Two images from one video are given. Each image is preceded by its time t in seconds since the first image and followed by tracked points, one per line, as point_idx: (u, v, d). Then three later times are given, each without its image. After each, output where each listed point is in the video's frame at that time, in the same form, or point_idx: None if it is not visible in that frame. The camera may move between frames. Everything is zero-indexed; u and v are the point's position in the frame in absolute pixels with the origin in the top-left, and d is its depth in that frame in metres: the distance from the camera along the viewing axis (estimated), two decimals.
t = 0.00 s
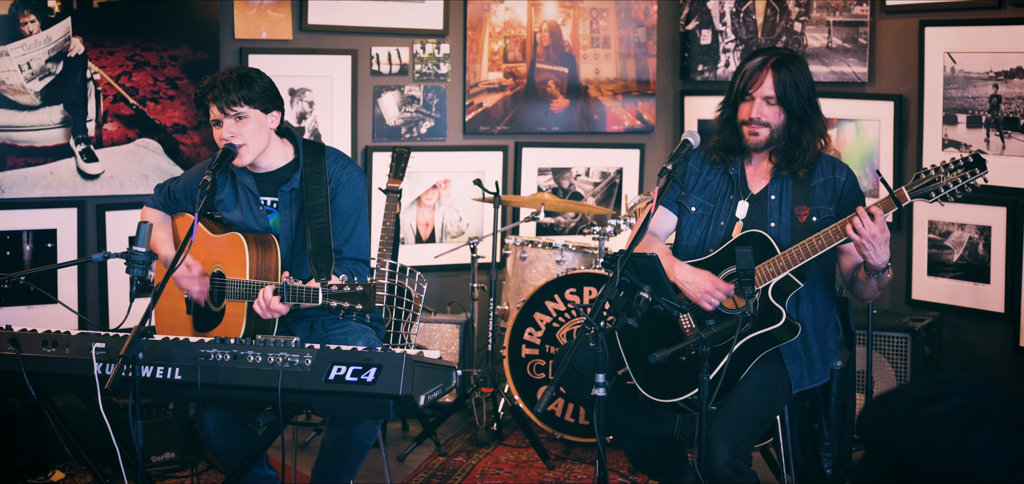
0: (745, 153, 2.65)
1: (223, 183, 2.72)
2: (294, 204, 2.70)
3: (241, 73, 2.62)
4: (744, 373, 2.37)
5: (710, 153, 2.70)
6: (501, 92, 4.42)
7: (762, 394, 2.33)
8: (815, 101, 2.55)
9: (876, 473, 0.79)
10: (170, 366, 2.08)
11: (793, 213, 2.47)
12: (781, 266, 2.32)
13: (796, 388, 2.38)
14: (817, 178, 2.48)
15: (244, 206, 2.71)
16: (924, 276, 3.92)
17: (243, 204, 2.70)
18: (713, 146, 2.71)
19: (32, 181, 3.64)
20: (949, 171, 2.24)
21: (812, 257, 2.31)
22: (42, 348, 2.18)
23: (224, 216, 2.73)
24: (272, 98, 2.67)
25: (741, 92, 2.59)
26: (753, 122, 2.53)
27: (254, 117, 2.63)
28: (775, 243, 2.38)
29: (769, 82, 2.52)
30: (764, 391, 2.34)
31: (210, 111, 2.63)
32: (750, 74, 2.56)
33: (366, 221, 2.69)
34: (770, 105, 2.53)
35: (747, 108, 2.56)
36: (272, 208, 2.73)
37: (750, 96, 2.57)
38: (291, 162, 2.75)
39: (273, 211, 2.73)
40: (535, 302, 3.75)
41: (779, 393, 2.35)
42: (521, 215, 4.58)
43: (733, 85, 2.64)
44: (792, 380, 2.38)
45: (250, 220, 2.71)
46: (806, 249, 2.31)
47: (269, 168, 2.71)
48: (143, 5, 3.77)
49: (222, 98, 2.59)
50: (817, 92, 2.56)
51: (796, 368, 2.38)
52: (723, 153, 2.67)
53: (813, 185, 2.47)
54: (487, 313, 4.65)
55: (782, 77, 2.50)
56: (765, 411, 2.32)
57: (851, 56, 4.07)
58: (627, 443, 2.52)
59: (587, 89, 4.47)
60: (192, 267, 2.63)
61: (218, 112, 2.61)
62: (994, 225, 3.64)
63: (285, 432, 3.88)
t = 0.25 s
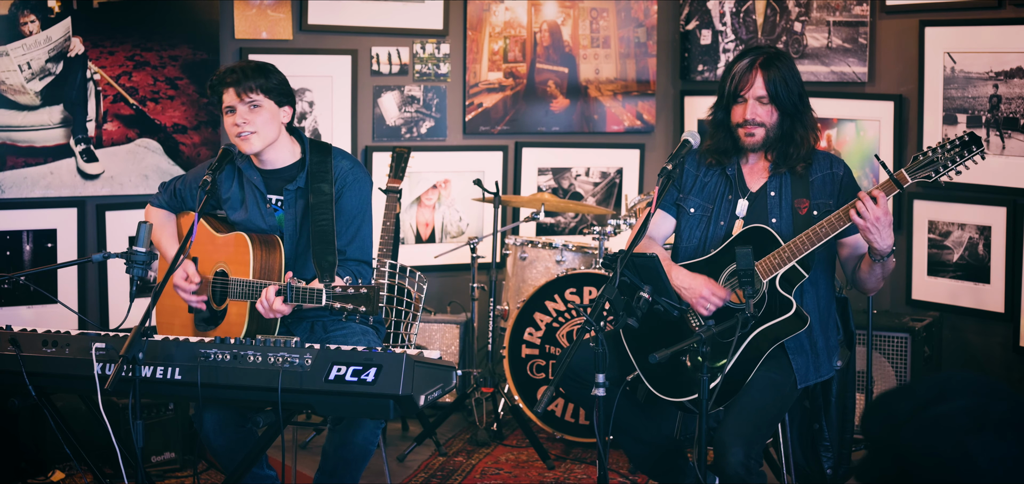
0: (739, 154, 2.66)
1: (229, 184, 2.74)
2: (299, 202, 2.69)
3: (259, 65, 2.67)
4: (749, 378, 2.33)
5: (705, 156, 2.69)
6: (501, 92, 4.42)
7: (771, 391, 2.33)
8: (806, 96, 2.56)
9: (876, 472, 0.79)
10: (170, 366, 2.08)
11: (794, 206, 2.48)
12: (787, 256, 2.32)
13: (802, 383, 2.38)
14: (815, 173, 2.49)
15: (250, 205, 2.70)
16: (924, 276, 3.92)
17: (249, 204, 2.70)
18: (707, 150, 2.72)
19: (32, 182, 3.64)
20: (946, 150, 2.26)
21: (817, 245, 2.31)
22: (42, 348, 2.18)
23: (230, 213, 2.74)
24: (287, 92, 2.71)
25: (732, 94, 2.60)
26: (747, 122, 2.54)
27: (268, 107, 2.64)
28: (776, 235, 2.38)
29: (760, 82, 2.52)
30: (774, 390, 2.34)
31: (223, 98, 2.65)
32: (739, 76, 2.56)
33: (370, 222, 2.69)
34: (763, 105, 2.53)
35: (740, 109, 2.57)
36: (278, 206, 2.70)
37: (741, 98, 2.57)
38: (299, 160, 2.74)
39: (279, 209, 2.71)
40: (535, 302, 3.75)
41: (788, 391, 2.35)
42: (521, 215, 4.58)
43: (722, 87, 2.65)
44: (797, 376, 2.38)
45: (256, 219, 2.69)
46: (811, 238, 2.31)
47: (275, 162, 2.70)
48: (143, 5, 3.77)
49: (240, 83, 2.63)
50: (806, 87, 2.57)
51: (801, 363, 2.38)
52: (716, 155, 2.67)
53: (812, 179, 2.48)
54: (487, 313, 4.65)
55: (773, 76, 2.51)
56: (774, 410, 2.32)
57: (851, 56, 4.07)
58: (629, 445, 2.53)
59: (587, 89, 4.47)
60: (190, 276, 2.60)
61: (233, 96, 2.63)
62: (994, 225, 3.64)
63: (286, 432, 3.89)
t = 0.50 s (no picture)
0: (734, 154, 2.66)
1: (239, 182, 2.74)
2: (310, 203, 2.69)
3: (272, 69, 2.60)
4: (748, 380, 2.34)
5: (701, 159, 2.70)
6: (501, 92, 4.42)
7: (769, 393, 2.33)
8: (798, 94, 2.57)
9: (878, 473, 0.78)
10: (170, 366, 2.08)
11: (790, 206, 2.47)
12: (784, 258, 2.32)
13: (801, 383, 2.38)
14: (811, 172, 2.49)
15: (260, 205, 2.69)
16: (924, 276, 3.92)
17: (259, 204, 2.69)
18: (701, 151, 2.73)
19: (32, 182, 3.63)
20: (941, 148, 2.26)
21: (815, 245, 2.31)
22: (42, 348, 2.18)
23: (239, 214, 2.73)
24: (300, 94, 2.67)
25: (725, 93, 2.60)
26: (742, 122, 2.54)
27: (288, 114, 2.63)
28: (773, 236, 2.39)
29: (753, 80, 2.53)
30: (774, 392, 2.34)
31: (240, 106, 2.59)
32: (731, 77, 2.57)
33: (378, 228, 2.68)
34: (756, 103, 2.54)
35: (734, 108, 2.57)
36: (289, 207, 2.71)
37: (734, 97, 2.57)
38: (311, 162, 2.74)
39: (290, 210, 2.71)
40: (535, 302, 3.75)
41: (787, 392, 2.35)
42: (521, 215, 4.58)
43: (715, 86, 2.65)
44: (797, 376, 2.37)
45: (267, 217, 2.69)
46: (808, 238, 2.31)
47: (294, 167, 2.70)
48: (143, 5, 3.78)
49: (259, 93, 2.56)
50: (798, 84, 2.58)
51: (801, 363, 2.38)
52: (710, 156, 2.69)
53: (808, 178, 2.48)
54: (487, 313, 4.65)
55: (766, 75, 2.52)
56: (774, 410, 2.31)
57: (851, 56, 4.07)
58: (629, 447, 2.51)
59: (587, 89, 4.47)
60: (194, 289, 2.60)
61: (253, 106, 2.58)
62: (994, 225, 3.64)
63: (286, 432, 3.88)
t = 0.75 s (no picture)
0: (730, 155, 2.66)
1: (252, 176, 2.74)
2: (322, 201, 2.69)
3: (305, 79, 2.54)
4: (748, 380, 2.34)
5: (697, 160, 2.70)
6: (501, 92, 4.42)
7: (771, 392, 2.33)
8: (791, 93, 2.55)
9: (878, 472, 0.78)
10: (170, 365, 2.08)
11: (787, 207, 2.47)
12: (780, 259, 2.33)
13: (802, 383, 2.38)
14: (807, 172, 2.49)
15: (272, 198, 2.70)
16: (924, 276, 3.92)
17: (271, 198, 2.70)
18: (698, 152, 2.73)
19: (32, 182, 3.63)
20: (937, 148, 2.27)
21: (811, 246, 2.32)
22: (42, 348, 2.18)
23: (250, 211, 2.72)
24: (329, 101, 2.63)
25: (718, 94, 2.60)
26: (734, 123, 2.54)
27: (318, 124, 2.60)
28: (770, 238, 2.39)
29: (743, 81, 2.53)
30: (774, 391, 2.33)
31: (272, 114, 2.53)
32: (722, 77, 2.57)
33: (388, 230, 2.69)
34: (748, 104, 2.54)
35: (726, 110, 2.57)
36: (301, 205, 2.70)
37: (726, 98, 2.58)
38: (327, 163, 2.73)
39: (301, 208, 2.70)
40: (535, 302, 3.75)
41: (788, 390, 2.35)
42: (521, 215, 4.58)
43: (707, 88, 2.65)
44: (798, 376, 2.38)
45: (278, 213, 2.70)
46: (805, 238, 2.31)
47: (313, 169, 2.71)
48: (143, 5, 3.78)
49: (295, 106, 2.51)
50: (791, 83, 2.56)
51: (801, 363, 2.38)
52: (706, 158, 2.69)
53: (804, 178, 2.48)
54: (487, 313, 4.65)
55: (756, 75, 2.51)
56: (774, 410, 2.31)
57: (851, 56, 4.07)
58: (629, 448, 2.52)
59: (587, 89, 4.47)
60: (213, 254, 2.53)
61: (285, 115, 2.53)
62: (994, 225, 3.64)
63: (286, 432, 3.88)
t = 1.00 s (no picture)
0: (723, 156, 2.66)
1: (270, 174, 2.74)
2: (338, 205, 2.70)
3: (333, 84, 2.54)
4: (750, 387, 2.33)
5: (691, 162, 2.70)
6: (501, 92, 4.42)
7: (773, 396, 2.31)
8: (783, 94, 2.56)
9: (879, 472, 0.78)
10: (170, 366, 2.08)
11: (784, 206, 2.48)
12: (783, 258, 2.33)
13: (804, 383, 2.38)
14: (802, 170, 2.50)
15: (288, 198, 2.70)
16: (924, 276, 3.92)
17: (287, 198, 2.69)
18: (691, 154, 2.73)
19: (32, 182, 3.63)
20: (935, 142, 2.27)
21: (812, 245, 2.32)
22: (42, 348, 2.18)
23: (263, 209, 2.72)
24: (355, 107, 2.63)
25: (710, 95, 2.60)
26: (726, 124, 2.54)
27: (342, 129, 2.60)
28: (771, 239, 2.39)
29: (735, 82, 2.52)
30: (777, 395, 2.32)
31: (298, 116, 2.52)
32: (715, 78, 2.57)
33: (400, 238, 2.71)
34: (740, 105, 2.54)
35: (718, 111, 2.57)
36: (316, 207, 2.72)
37: (718, 100, 2.57)
38: (347, 168, 2.75)
39: (316, 209, 2.72)
40: (535, 302, 3.75)
41: (791, 395, 2.34)
42: (521, 215, 4.58)
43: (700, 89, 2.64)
44: (799, 376, 2.38)
45: (291, 212, 2.70)
46: (806, 238, 2.32)
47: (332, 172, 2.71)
48: (142, 5, 3.77)
49: (323, 111, 2.51)
50: (783, 84, 2.57)
51: (804, 364, 2.38)
52: (699, 160, 2.68)
53: (800, 176, 2.49)
54: (487, 313, 4.65)
55: (747, 76, 2.51)
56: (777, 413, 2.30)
57: (851, 56, 4.07)
58: (631, 451, 2.51)
59: (587, 89, 4.47)
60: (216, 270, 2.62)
61: (312, 119, 2.52)
62: (994, 225, 3.64)
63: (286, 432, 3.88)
